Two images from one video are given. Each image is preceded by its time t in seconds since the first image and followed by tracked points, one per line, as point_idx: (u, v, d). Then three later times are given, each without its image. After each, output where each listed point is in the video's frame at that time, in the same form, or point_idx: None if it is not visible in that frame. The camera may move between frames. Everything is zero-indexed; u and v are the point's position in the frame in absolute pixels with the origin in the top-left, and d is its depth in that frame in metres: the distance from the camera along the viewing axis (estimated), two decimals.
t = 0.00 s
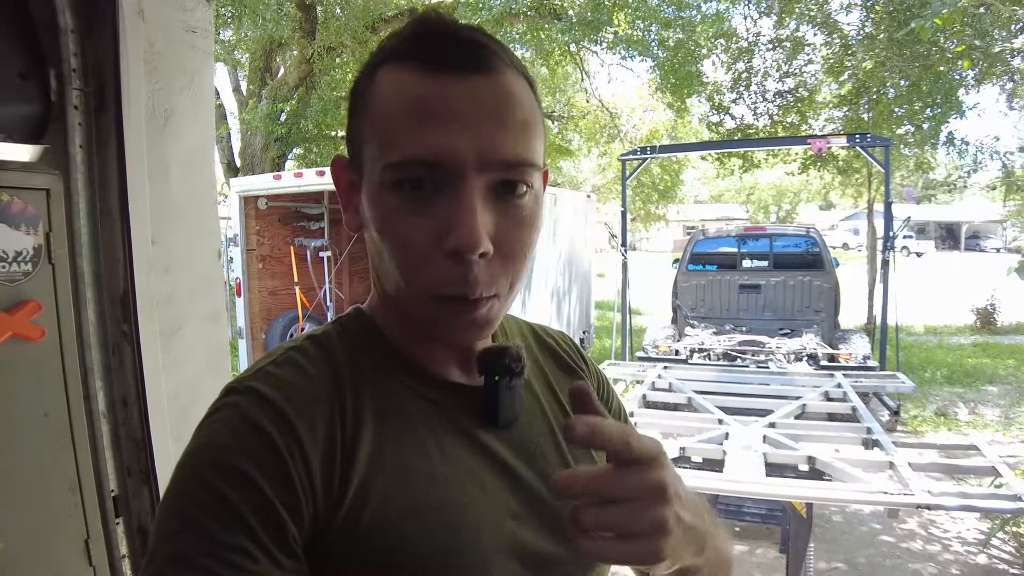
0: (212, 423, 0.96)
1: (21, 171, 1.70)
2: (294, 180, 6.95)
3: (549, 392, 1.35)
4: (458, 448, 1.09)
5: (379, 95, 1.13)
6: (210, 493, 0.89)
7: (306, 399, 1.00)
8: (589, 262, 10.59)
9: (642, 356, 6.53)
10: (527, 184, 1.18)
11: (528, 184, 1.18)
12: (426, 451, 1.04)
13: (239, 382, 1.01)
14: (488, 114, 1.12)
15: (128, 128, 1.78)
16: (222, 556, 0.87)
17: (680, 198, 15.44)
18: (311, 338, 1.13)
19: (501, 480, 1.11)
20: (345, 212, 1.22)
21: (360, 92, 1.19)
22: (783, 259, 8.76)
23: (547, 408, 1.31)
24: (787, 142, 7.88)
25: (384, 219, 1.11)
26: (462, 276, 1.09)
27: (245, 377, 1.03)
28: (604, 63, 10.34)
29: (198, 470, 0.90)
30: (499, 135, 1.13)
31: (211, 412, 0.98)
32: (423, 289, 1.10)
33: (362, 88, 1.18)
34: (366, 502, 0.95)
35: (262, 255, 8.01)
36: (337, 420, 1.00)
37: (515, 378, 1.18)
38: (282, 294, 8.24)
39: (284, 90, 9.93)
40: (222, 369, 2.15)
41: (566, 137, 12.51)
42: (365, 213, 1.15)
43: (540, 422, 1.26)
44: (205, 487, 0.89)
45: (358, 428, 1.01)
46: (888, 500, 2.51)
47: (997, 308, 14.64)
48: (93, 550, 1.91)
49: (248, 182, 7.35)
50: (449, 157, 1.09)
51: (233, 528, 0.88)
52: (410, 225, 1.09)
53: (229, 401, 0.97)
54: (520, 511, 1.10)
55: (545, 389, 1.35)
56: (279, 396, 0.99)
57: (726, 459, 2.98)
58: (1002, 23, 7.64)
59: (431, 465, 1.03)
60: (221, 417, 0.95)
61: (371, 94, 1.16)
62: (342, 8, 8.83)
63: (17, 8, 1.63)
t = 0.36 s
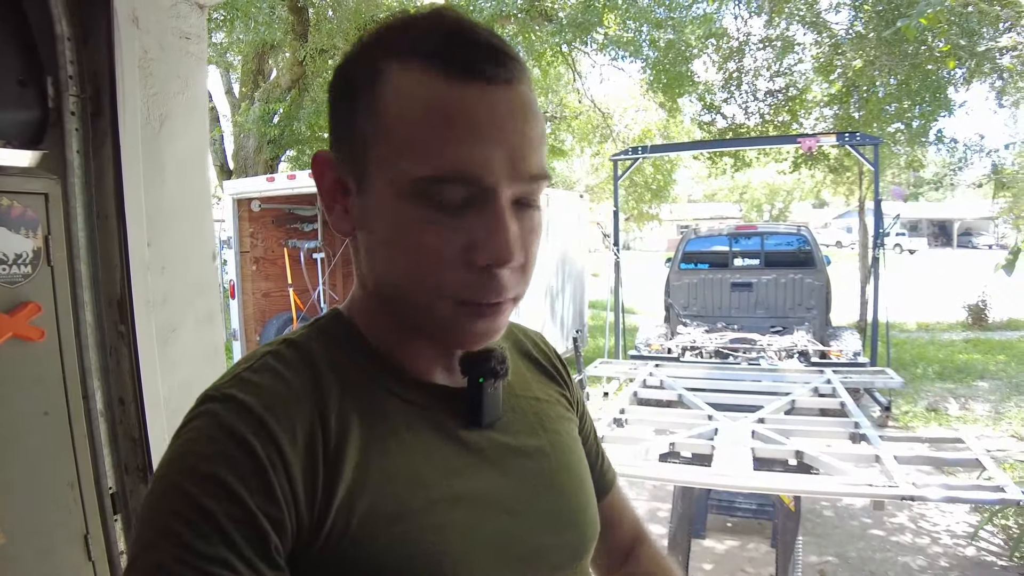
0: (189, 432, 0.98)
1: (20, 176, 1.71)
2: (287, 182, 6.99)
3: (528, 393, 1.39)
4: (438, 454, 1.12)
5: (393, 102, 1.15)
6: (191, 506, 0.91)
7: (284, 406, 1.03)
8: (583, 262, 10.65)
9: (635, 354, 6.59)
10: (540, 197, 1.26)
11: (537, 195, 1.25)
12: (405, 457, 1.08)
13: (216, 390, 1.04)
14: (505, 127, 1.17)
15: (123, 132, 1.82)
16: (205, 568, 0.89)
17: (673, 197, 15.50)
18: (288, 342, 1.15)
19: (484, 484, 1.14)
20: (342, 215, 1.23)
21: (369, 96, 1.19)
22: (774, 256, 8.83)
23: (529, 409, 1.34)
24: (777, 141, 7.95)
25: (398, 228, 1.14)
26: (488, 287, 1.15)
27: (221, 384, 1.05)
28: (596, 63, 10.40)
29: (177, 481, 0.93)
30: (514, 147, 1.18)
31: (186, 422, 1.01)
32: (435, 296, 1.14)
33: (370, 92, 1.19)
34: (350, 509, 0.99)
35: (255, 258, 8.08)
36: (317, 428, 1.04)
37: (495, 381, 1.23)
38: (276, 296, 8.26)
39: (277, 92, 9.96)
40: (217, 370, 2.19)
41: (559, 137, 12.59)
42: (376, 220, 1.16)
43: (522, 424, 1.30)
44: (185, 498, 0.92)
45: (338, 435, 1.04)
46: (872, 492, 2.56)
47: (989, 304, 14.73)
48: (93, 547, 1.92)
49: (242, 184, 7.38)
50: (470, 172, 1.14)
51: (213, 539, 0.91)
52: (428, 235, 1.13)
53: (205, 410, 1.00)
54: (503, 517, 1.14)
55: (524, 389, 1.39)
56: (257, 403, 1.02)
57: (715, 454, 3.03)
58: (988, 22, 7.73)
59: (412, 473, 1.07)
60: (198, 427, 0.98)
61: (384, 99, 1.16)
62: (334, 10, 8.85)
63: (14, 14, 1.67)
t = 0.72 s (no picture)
0: (167, 441, 0.94)
1: (14, 177, 1.76)
2: (281, 179, 7.01)
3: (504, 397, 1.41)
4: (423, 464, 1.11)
5: (542, 121, 1.21)
6: (175, 521, 0.86)
7: (271, 412, 0.99)
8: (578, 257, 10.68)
9: (628, 349, 6.63)
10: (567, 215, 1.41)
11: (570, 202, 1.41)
12: (389, 469, 1.06)
13: (195, 396, 0.99)
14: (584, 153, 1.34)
15: (115, 134, 1.92)
16: None
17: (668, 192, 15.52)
18: (275, 345, 1.12)
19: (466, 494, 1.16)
20: (474, 219, 1.17)
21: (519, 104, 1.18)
22: (768, 251, 8.89)
23: (508, 416, 1.37)
24: (770, 136, 8.00)
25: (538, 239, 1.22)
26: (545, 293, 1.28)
27: (201, 390, 1.01)
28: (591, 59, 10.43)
29: (157, 495, 0.88)
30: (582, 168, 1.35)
31: (163, 429, 0.96)
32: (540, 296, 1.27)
33: (519, 102, 1.19)
34: (340, 522, 0.98)
35: (251, 254, 8.00)
36: (306, 437, 1.00)
37: (486, 382, 1.26)
38: (271, 292, 8.25)
39: (272, 89, 9.97)
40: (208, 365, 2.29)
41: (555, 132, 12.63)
42: (523, 228, 1.20)
43: (503, 431, 1.32)
44: (162, 514, 0.87)
45: (329, 444, 1.01)
46: (856, 484, 2.60)
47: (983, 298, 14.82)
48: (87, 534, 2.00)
49: (239, 180, 7.36)
50: (589, 191, 1.30)
51: (189, 559, 0.85)
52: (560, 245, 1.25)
53: (185, 416, 0.96)
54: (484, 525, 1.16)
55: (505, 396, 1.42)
56: (242, 409, 0.97)
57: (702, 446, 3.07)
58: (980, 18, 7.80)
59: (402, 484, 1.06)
60: (177, 436, 0.93)
61: (538, 114, 1.20)
62: (328, 7, 8.86)
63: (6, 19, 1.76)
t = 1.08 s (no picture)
0: (206, 442, 0.92)
1: None
2: (277, 179, 7.04)
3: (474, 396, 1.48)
4: (432, 468, 1.18)
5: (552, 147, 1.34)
6: (222, 530, 0.86)
7: (307, 415, 1.01)
8: (576, 252, 10.72)
9: (624, 343, 6.67)
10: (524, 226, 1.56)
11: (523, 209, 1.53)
12: (404, 473, 1.12)
13: (231, 396, 0.99)
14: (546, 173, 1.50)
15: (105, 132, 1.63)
16: None
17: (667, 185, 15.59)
18: (294, 345, 1.11)
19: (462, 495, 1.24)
20: (503, 231, 1.26)
21: (541, 131, 1.30)
22: (764, 244, 8.91)
23: (480, 418, 1.45)
24: (764, 129, 8.01)
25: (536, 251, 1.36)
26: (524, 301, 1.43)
27: (235, 391, 1.00)
28: (586, 54, 10.52)
29: (201, 501, 0.87)
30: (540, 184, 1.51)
31: (198, 429, 0.94)
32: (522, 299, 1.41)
33: (540, 127, 1.31)
34: (364, 523, 1.03)
35: (248, 254, 8.06)
36: (339, 442, 1.03)
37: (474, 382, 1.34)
38: (268, 292, 8.30)
39: (268, 88, 10.00)
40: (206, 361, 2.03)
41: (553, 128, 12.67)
42: (530, 240, 1.33)
43: (482, 435, 1.40)
44: (211, 520, 0.86)
45: (356, 447, 1.06)
46: (843, 476, 2.63)
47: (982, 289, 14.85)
48: (86, 535, 1.81)
49: (237, 180, 7.34)
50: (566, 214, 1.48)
51: (239, 567, 0.85)
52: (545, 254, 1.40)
53: (224, 418, 0.95)
54: (478, 524, 1.25)
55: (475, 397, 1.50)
56: (283, 412, 0.98)
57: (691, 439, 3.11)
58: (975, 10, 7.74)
59: (411, 484, 1.12)
60: (221, 437, 0.92)
61: (550, 139, 1.34)
62: (323, 5, 8.89)
63: None
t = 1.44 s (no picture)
0: (244, 444, 0.96)
1: None
2: (283, 169, 6.98)
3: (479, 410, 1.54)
4: (442, 477, 1.25)
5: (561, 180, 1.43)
6: (261, 523, 0.89)
7: (334, 425, 1.05)
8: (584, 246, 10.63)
9: (631, 341, 6.60)
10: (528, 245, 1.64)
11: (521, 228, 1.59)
12: (417, 483, 1.18)
13: (268, 404, 1.03)
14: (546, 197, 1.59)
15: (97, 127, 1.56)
16: None
17: (677, 179, 15.45)
18: (322, 360, 1.16)
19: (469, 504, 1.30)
20: (519, 257, 1.35)
21: (552, 163, 1.39)
22: (774, 241, 8.81)
23: (486, 434, 1.51)
24: (776, 125, 7.90)
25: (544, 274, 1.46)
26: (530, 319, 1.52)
27: (271, 400, 1.04)
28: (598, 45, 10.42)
29: (241, 494, 0.89)
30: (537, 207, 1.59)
31: (233, 433, 0.98)
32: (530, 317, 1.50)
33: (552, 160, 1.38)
34: (380, 531, 1.08)
35: (253, 243, 8.09)
36: (362, 452, 1.08)
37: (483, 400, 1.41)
38: (274, 282, 8.38)
39: (277, 76, 9.93)
40: (200, 364, 1.96)
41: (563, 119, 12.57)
42: (540, 265, 1.42)
43: (488, 450, 1.47)
44: (249, 512, 0.89)
45: (378, 458, 1.11)
46: (852, 488, 2.57)
47: (994, 290, 14.67)
48: (72, 538, 1.91)
49: (239, 171, 7.25)
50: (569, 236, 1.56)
51: (275, 562, 0.88)
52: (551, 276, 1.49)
53: (263, 424, 0.99)
54: (482, 530, 1.32)
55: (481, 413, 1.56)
56: (316, 421, 1.03)
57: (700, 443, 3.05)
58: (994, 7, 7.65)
59: (421, 494, 1.18)
60: (257, 440, 0.96)
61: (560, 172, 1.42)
62: None
63: None
